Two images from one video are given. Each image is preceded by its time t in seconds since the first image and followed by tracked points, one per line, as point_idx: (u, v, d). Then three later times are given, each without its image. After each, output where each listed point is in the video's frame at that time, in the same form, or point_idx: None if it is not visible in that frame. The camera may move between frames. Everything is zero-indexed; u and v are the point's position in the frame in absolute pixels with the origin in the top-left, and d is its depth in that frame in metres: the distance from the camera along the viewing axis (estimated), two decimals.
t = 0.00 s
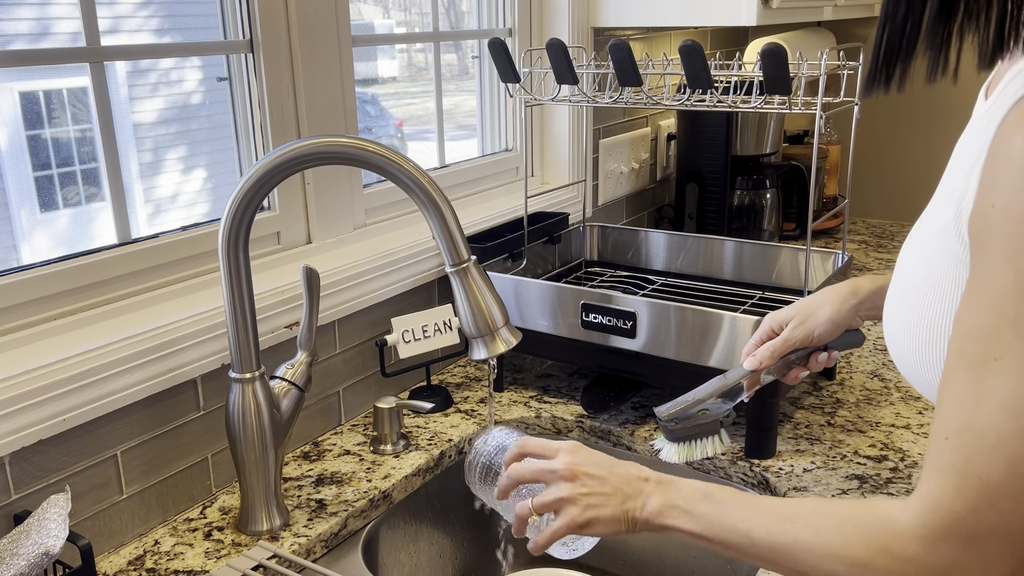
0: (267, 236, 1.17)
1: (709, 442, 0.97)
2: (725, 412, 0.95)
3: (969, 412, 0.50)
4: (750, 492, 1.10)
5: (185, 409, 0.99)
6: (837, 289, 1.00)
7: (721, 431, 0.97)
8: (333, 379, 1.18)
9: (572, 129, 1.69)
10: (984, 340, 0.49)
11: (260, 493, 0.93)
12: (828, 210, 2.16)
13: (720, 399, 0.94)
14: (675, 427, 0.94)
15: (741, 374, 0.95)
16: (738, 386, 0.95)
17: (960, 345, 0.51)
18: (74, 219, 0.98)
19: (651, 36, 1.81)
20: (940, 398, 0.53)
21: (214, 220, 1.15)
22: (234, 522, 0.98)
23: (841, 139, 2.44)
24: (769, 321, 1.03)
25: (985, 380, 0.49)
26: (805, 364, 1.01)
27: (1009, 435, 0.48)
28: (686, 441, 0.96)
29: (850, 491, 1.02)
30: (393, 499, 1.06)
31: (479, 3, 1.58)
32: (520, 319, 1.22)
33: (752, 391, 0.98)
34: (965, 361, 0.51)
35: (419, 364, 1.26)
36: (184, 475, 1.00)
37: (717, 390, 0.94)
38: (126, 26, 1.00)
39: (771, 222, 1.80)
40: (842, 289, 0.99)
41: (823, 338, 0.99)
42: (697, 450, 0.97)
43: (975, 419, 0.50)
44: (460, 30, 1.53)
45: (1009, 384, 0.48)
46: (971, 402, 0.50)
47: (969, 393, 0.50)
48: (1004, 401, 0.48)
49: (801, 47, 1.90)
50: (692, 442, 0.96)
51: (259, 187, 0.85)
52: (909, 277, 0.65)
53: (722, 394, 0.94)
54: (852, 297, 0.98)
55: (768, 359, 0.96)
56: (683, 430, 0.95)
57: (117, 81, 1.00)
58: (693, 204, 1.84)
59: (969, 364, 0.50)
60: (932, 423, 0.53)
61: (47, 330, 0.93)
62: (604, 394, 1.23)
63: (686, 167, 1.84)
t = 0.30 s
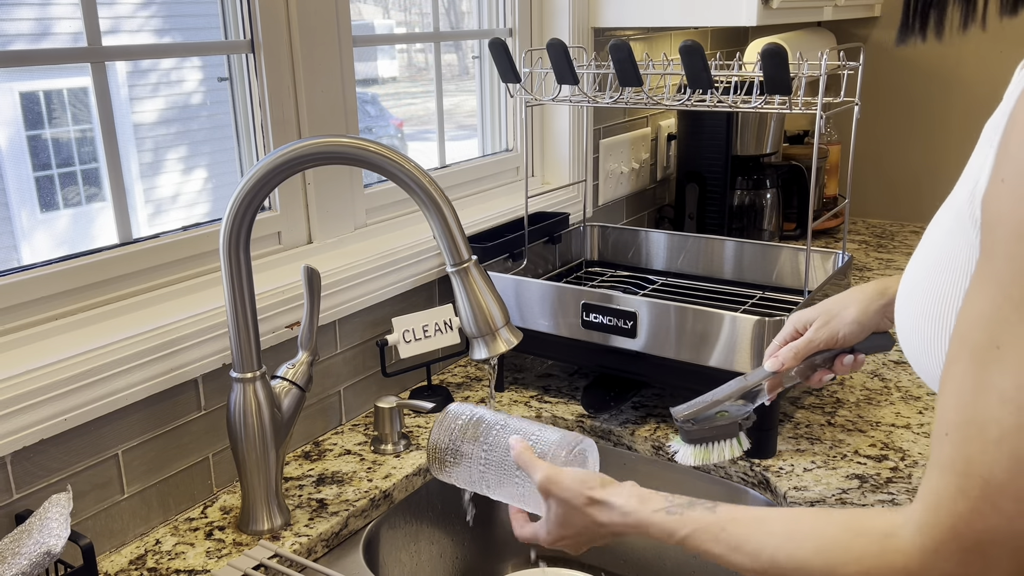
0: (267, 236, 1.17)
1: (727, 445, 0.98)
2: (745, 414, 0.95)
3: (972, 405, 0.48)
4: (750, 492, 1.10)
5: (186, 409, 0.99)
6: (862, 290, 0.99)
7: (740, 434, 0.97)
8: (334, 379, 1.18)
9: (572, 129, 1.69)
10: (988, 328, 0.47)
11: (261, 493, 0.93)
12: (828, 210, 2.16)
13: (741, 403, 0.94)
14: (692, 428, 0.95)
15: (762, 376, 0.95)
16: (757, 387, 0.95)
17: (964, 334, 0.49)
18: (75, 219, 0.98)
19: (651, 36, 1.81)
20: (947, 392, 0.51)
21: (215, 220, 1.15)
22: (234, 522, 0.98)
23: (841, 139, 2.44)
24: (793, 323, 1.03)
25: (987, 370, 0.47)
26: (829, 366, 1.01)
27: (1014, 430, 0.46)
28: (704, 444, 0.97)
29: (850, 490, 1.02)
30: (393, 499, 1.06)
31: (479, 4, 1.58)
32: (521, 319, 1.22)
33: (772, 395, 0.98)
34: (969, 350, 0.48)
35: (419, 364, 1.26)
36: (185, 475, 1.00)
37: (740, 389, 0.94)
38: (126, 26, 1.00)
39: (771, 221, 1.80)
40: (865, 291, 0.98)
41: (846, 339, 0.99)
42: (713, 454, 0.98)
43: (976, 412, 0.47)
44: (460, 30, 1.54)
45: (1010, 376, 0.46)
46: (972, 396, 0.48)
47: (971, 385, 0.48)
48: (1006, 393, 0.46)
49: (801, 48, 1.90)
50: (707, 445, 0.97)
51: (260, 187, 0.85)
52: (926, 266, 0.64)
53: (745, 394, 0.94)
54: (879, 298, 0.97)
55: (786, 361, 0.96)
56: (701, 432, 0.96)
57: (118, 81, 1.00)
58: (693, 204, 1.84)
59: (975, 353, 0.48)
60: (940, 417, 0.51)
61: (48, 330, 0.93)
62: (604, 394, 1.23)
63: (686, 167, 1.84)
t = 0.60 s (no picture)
0: (266, 236, 1.17)
1: (753, 448, 1.06)
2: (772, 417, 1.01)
3: (943, 422, 0.48)
4: (750, 492, 1.10)
5: (185, 409, 0.99)
6: (898, 297, 1.00)
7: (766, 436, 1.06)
8: (333, 379, 1.19)
9: (572, 129, 1.69)
10: (961, 349, 0.47)
11: (261, 493, 0.93)
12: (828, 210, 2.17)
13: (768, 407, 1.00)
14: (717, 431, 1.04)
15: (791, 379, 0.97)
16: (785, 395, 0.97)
17: (943, 350, 0.49)
18: (74, 219, 0.98)
19: (651, 36, 1.82)
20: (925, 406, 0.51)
21: (214, 220, 1.15)
22: (234, 522, 0.98)
23: (841, 139, 2.44)
24: (826, 328, 1.04)
25: (959, 390, 0.47)
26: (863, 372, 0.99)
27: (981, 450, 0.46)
28: (729, 446, 1.06)
29: (850, 491, 1.02)
30: (393, 499, 1.06)
31: (479, 4, 1.58)
32: (520, 319, 1.22)
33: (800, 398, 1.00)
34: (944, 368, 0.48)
35: (419, 364, 1.26)
36: (185, 475, 1.00)
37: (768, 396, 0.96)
38: (126, 26, 1.00)
39: (771, 221, 1.80)
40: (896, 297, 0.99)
41: (880, 345, 0.98)
42: (740, 458, 1.07)
43: (946, 429, 0.48)
44: (460, 30, 1.54)
45: (978, 397, 0.46)
46: (944, 414, 0.48)
47: (943, 402, 0.48)
48: (974, 415, 0.46)
49: (801, 48, 1.91)
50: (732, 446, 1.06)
51: (259, 187, 0.85)
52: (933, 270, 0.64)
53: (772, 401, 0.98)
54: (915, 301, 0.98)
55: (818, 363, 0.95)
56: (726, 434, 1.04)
57: (118, 81, 1.00)
58: (693, 204, 1.85)
59: (948, 372, 0.48)
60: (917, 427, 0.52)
61: (48, 330, 0.93)
62: (604, 395, 1.23)
63: (686, 167, 1.84)
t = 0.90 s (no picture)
0: (267, 236, 1.17)
1: (764, 436, 1.07)
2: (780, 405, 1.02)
3: (986, 404, 0.50)
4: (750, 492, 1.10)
5: (186, 409, 0.99)
6: (901, 284, 1.04)
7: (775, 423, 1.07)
8: (334, 379, 1.18)
9: (572, 129, 1.69)
10: (1015, 336, 0.49)
11: (261, 492, 0.93)
12: (828, 210, 2.17)
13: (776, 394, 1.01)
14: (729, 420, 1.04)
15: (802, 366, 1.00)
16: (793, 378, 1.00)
17: (989, 337, 0.51)
18: (75, 219, 0.98)
19: (651, 36, 1.82)
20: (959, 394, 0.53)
21: (214, 220, 1.15)
22: (234, 522, 0.98)
23: (841, 139, 2.44)
24: (829, 315, 1.08)
25: (1006, 375, 0.50)
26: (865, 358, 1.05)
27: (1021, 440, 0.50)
28: (742, 435, 1.07)
29: (850, 490, 1.02)
30: (393, 499, 1.06)
31: (479, 4, 1.58)
32: (521, 319, 1.22)
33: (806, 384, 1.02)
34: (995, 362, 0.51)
35: (419, 364, 1.26)
36: (185, 475, 1.00)
37: (779, 379, 0.99)
38: (126, 26, 1.00)
39: (771, 221, 1.80)
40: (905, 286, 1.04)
41: (886, 332, 1.04)
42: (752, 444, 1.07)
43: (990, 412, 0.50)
44: (460, 30, 1.54)
45: None
46: (989, 396, 0.50)
47: (988, 385, 0.51)
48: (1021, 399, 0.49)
49: (801, 48, 1.91)
50: (745, 435, 1.07)
51: (260, 187, 0.85)
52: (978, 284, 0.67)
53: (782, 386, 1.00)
54: (918, 293, 1.03)
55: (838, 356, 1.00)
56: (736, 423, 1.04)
57: (118, 81, 1.00)
58: (693, 204, 1.85)
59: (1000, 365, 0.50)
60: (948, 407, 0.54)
61: (48, 330, 0.93)
62: (604, 395, 1.23)
63: (686, 167, 1.84)
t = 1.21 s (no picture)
0: (266, 236, 1.17)
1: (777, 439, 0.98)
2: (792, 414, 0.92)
3: None
4: (750, 492, 1.10)
5: (186, 409, 0.99)
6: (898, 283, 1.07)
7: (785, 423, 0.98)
8: (333, 379, 1.18)
9: (572, 129, 1.69)
10: None
11: (261, 493, 0.93)
12: (828, 210, 2.17)
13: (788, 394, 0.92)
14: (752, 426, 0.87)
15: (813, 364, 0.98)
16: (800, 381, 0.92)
17: None
18: (74, 219, 0.98)
19: (652, 36, 1.82)
20: None
21: (214, 220, 1.15)
22: (234, 522, 0.98)
23: (841, 139, 2.44)
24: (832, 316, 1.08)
25: None
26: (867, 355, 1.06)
27: None
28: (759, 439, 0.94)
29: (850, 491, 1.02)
30: (393, 499, 1.06)
31: (479, 4, 1.58)
32: (520, 319, 1.22)
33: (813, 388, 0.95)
34: None
35: (419, 364, 1.26)
36: (185, 475, 1.00)
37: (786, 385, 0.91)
38: (126, 26, 1.00)
39: (771, 222, 1.80)
40: (905, 281, 1.07)
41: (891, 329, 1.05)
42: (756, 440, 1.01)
43: None
44: (460, 30, 1.54)
45: None
46: None
47: None
48: None
49: (801, 48, 1.91)
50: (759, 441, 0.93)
51: (260, 187, 0.85)
52: None
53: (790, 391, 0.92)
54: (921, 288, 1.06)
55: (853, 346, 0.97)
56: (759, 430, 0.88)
57: (118, 81, 1.00)
58: (693, 204, 1.85)
59: None
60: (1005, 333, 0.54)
61: (48, 330, 0.93)
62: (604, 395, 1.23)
63: (686, 167, 1.84)
